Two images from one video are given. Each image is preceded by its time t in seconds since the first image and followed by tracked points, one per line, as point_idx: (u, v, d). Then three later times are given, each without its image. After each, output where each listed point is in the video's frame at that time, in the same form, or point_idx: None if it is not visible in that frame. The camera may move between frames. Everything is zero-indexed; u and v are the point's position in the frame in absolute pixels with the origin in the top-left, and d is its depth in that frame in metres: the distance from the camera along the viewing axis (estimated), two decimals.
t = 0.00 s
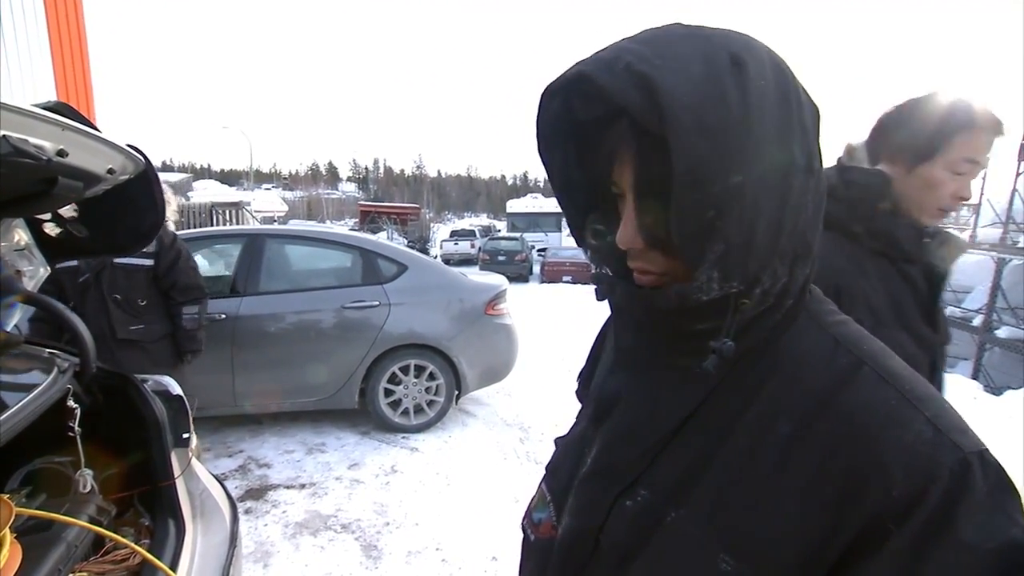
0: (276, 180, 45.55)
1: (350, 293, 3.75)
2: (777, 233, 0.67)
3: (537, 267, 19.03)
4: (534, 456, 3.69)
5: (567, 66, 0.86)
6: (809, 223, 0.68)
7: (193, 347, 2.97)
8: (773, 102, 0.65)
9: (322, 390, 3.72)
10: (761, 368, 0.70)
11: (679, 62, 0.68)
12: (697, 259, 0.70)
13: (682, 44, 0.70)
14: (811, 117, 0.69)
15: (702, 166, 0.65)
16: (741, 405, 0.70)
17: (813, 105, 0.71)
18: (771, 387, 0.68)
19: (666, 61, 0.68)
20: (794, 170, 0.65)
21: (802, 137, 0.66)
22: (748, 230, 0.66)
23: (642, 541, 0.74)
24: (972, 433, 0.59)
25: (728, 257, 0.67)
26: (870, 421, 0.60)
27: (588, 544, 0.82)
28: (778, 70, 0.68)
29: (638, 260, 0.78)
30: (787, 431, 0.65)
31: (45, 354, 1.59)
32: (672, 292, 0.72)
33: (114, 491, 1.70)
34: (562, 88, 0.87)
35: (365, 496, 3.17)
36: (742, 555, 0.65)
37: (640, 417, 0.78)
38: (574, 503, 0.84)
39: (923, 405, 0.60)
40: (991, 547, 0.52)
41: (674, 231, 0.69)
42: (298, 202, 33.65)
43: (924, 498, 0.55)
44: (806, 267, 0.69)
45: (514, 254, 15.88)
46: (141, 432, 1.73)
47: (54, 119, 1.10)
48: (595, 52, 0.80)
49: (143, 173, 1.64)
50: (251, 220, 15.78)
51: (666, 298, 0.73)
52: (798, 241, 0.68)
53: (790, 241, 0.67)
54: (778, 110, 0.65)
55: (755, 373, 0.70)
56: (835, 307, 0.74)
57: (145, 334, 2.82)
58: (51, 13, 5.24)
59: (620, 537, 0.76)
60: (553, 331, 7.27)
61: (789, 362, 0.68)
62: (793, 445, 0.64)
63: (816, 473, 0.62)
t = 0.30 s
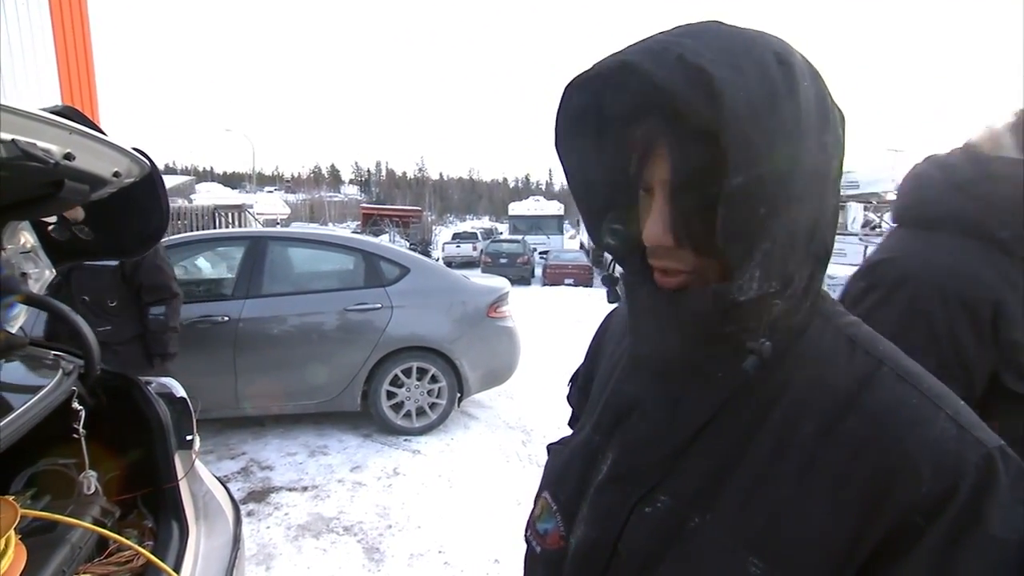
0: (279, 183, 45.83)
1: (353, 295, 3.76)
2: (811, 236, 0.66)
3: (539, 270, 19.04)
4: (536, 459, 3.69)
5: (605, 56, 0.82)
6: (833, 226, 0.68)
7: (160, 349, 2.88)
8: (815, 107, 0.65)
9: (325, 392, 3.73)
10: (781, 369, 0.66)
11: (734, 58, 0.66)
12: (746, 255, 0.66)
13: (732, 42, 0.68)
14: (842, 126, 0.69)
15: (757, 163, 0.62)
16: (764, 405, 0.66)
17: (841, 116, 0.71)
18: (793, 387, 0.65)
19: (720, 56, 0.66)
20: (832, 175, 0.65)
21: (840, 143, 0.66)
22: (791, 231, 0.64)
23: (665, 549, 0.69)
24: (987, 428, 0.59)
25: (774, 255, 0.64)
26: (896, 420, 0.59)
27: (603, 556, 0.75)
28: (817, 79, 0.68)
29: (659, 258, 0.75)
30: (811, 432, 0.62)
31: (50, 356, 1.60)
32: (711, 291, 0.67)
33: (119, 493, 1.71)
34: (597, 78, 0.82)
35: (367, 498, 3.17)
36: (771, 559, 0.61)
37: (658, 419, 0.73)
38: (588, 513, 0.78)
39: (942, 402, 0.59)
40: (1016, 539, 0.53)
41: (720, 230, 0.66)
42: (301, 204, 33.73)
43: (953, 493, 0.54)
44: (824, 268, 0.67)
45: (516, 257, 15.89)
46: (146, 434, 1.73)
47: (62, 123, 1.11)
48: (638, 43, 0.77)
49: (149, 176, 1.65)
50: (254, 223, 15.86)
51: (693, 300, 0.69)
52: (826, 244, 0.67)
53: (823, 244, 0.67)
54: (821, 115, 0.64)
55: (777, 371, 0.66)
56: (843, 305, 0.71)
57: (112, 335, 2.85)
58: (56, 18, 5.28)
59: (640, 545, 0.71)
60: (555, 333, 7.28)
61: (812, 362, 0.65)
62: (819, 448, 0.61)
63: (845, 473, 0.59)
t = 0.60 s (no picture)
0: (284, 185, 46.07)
1: (358, 296, 3.78)
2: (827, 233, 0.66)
3: (543, 272, 19.03)
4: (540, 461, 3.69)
5: (621, 55, 0.83)
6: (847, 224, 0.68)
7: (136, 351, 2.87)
8: (830, 109, 0.66)
9: (330, 393, 3.74)
10: (795, 368, 0.66)
11: (755, 56, 0.67)
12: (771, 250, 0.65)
13: (752, 43, 0.70)
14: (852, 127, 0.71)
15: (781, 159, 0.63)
16: (777, 401, 0.66)
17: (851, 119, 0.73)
18: (806, 385, 0.64)
19: (742, 55, 0.67)
20: (846, 173, 0.67)
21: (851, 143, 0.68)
22: (808, 226, 0.65)
23: (679, 549, 0.69)
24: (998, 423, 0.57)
25: (793, 250, 0.65)
26: (908, 414, 0.58)
27: (616, 557, 0.74)
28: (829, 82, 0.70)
29: (672, 255, 0.76)
30: (824, 428, 0.62)
31: (59, 355, 1.62)
32: (733, 288, 0.67)
33: (128, 491, 1.73)
34: (613, 76, 0.83)
35: (372, 499, 3.17)
36: (786, 555, 0.61)
37: (670, 419, 0.74)
38: (600, 513, 0.78)
39: (954, 396, 0.59)
40: None
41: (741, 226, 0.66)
42: (306, 206, 33.86)
43: (967, 485, 0.53)
44: (831, 268, 0.68)
45: (521, 259, 15.88)
46: (155, 433, 1.74)
47: (73, 124, 1.11)
48: (658, 42, 0.78)
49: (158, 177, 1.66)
50: (260, 224, 15.93)
51: (704, 299, 0.71)
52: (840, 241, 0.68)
53: (835, 240, 0.68)
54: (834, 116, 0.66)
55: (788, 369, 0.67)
56: (852, 306, 0.71)
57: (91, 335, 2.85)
58: (65, 20, 5.33)
59: (654, 546, 0.70)
60: (559, 335, 7.27)
61: (822, 361, 0.65)
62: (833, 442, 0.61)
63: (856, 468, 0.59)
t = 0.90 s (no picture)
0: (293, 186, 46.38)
1: (364, 297, 3.80)
2: (796, 240, 0.63)
3: (550, 272, 19.02)
4: (545, 461, 3.69)
5: (585, 75, 0.85)
6: (828, 229, 0.64)
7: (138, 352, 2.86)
8: (789, 112, 0.63)
9: (336, 393, 3.77)
10: (784, 368, 0.66)
11: (696, 71, 0.66)
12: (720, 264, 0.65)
13: (698, 55, 0.69)
14: (828, 123, 0.67)
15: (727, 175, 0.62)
16: (767, 400, 0.66)
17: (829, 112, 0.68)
18: (796, 385, 0.64)
19: (683, 72, 0.67)
20: (815, 175, 0.63)
21: (820, 142, 0.63)
22: (766, 235, 0.63)
23: (669, 546, 0.69)
24: (992, 425, 0.56)
25: (749, 261, 0.63)
26: (900, 415, 0.57)
27: (611, 552, 0.75)
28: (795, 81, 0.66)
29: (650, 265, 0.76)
30: (814, 429, 0.61)
31: (69, 354, 1.64)
32: (696, 296, 0.71)
33: (135, 488, 1.76)
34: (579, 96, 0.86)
35: (377, 498, 3.19)
36: (777, 554, 0.61)
37: (663, 415, 0.74)
38: (595, 509, 0.78)
39: (948, 397, 0.57)
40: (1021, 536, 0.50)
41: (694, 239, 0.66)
42: (315, 206, 34.07)
43: (958, 488, 0.52)
44: (823, 271, 0.66)
45: (528, 259, 15.88)
46: (160, 432, 1.76)
47: (80, 127, 1.14)
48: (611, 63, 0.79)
49: (165, 179, 1.68)
50: (268, 224, 16.02)
51: (691, 302, 0.72)
52: (816, 247, 0.64)
53: (813, 244, 0.64)
54: (795, 117, 0.62)
55: (780, 369, 0.66)
56: (850, 305, 0.70)
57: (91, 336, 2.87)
58: (77, 23, 5.40)
59: (645, 542, 0.71)
60: (565, 335, 7.27)
61: (814, 362, 0.64)
62: (823, 442, 0.60)
63: (848, 469, 0.58)
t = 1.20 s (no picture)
0: (312, 188, 47.07)
1: (377, 298, 3.83)
2: (770, 243, 0.62)
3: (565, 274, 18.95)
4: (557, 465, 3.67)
5: (567, 87, 0.88)
6: (809, 231, 0.62)
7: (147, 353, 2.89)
8: (759, 112, 0.62)
9: (349, 394, 3.80)
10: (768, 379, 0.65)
11: (659, 79, 0.68)
12: (687, 269, 0.67)
13: (665, 63, 0.70)
14: (806, 125, 0.65)
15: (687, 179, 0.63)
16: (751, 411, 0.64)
17: (808, 114, 0.67)
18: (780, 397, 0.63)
19: (648, 81, 0.68)
20: (786, 179, 0.61)
21: (791, 145, 0.62)
22: (733, 238, 0.62)
23: (649, 553, 0.69)
24: (987, 447, 0.53)
25: (716, 266, 0.64)
26: (882, 432, 0.55)
27: (597, 555, 0.76)
28: (767, 84, 0.65)
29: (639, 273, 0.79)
30: (794, 442, 0.60)
31: (88, 353, 1.69)
32: (670, 302, 0.71)
33: (148, 485, 1.80)
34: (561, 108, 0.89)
35: (387, 499, 3.21)
36: (749, 566, 0.60)
37: (651, 422, 0.74)
38: (585, 512, 0.79)
39: (937, 416, 0.54)
40: (1006, 567, 0.47)
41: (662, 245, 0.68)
42: (333, 208, 34.47)
43: (936, 511, 0.49)
44: (810, 277, 0.63)
45: (544, 261, 15.86)
46: (173, 429, 1.80)
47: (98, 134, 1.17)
48: (587, 75, 0.82)
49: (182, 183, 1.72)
50: (287, 226, 16.24)
51: (669, 308, 0.72)
52: (797, 249, 0.62)
53: (789, 250, 0.62)
54: (762, 120, 0.62)
55: (768, 377, 0.65)
56: (847, 316, 0.67)
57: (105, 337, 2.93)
58: (106, 28, 5.55)
59: (628, 548, 0.71)
60: (579, 338, 7.25)
61: (801, 374, 0.63)
62: (804, 456, 0.59)
63: (825, 483, 0.56)
